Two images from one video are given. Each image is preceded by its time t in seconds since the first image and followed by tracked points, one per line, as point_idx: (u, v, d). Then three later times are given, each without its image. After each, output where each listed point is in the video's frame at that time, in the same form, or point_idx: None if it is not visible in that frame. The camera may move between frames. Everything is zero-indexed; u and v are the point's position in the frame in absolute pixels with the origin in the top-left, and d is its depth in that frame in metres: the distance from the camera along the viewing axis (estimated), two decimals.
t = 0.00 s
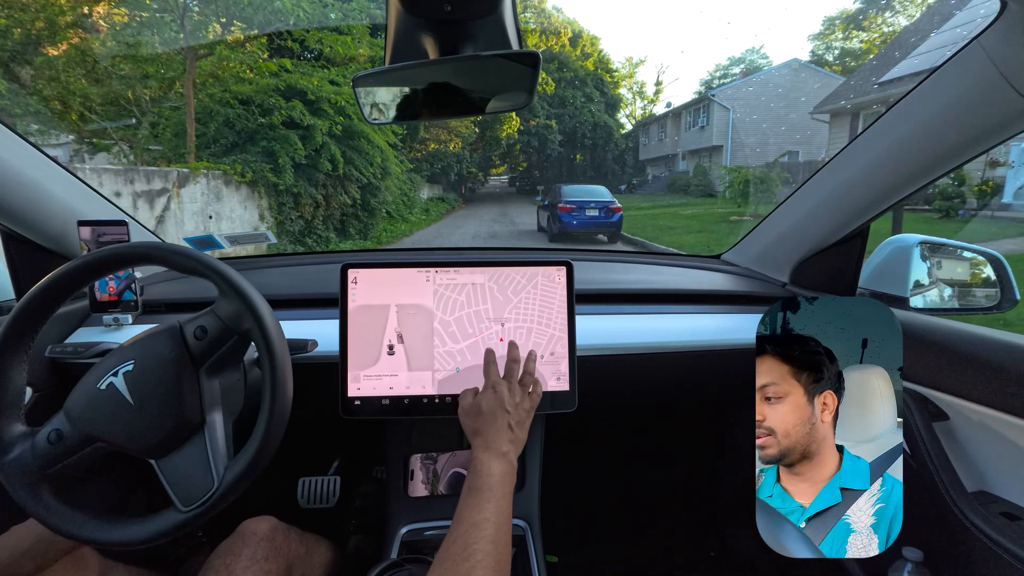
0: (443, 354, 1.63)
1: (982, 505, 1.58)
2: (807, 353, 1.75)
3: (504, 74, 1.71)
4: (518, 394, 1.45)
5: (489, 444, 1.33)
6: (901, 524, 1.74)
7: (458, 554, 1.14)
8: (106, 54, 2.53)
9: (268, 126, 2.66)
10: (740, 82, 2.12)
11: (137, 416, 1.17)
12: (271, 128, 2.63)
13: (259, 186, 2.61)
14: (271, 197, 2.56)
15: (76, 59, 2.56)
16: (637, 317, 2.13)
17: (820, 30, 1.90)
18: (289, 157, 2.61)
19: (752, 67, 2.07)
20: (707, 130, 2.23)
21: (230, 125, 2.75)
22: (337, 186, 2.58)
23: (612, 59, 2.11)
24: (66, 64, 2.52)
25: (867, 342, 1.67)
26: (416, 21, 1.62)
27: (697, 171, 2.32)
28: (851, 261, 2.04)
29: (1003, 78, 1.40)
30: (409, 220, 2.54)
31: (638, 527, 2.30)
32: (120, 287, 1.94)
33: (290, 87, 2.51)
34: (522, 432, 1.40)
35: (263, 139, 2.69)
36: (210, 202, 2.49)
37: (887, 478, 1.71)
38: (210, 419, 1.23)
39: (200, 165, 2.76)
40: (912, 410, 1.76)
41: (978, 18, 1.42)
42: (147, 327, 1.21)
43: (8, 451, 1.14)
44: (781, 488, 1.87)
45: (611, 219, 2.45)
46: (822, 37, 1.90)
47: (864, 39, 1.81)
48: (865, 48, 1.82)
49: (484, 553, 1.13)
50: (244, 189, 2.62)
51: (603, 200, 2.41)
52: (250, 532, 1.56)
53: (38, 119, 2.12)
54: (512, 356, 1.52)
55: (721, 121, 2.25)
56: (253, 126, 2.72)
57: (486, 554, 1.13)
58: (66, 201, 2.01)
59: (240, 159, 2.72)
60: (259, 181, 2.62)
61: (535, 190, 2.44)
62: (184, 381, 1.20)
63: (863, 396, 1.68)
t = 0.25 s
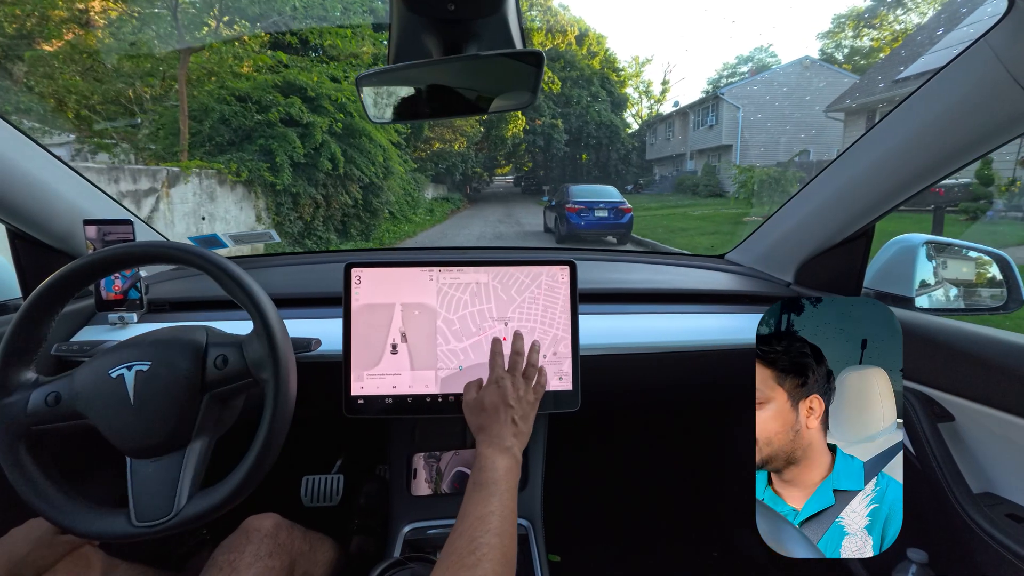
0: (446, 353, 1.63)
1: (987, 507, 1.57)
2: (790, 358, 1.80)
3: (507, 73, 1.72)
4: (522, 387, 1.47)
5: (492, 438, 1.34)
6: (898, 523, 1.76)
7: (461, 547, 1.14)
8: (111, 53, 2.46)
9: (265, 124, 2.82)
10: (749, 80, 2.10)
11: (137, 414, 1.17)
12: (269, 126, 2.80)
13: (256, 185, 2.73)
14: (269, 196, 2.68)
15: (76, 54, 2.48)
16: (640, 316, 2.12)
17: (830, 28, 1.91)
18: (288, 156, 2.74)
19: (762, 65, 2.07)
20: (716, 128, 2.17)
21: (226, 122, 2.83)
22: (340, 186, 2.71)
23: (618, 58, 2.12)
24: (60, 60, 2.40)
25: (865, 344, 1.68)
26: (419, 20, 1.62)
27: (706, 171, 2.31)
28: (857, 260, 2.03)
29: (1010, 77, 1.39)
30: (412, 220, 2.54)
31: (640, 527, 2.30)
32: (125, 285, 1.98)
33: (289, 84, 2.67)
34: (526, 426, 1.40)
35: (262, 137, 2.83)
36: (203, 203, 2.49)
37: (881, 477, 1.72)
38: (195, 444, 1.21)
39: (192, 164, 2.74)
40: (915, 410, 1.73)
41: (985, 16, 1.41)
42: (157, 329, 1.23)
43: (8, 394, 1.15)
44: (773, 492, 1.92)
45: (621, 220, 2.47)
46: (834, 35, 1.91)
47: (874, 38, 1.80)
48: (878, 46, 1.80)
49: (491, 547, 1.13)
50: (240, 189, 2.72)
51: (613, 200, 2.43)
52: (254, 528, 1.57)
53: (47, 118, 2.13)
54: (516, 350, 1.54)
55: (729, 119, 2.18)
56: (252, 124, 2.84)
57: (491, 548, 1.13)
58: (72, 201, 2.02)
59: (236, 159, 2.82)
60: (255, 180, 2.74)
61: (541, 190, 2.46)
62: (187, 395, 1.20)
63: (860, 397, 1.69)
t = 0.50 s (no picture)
0: (449, 353, 1.63)
1: (993, 509, 1.56)
2: (782, 362, 1.83)
3: (510, 73, 1.72)
4: (526, 395, 1.45)
5: (500, 444, 1.33)
6: (899, 526, 1.73)
7: (467, 549, 1.14)
8: (118, 51, 2.40)
9: (262, 122, 2.95)
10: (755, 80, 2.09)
11: (137, 413, 1.18)
12: (266, 124, 2.94)
13: (252, 185, 2.80)
14: (266, 196, 2.73)
15: (74, 52, 2.40)
16: (643, 316, 2.12)
17: (836, 27, 1.89)
18: (286, 155, 2.90)
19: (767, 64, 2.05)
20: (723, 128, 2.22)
21: (222, 121, 2.98)
22: (341, 186, 2.77)
23: (623, 58, 2.09)
24: (55, 57, 2.30)
25: (863, 344, 1.67)
26: (423, 20, 1.61)
27: (712, 171, 2.37)
28: (863, 261, 2.02)
29: (1016, 76, 1.37)
30: (415, 221, 2.53)
31: (643, 528, 2.29)
32: (131, 283, 2.01)
33: (286, 81, 2.71)
34: (531, 431, 1.40)
35: (258, 136, 2.99)
36: (197, 204, 2.55)
37: (879, 479, 1.69)
38: (190, 450, 1.21)
39: (184, 163, 2.85)
40: (920, 410, 1.73)
41: (992, 14, 1.40)
42: (165, 329, 1.23)
43: (17, 375, 1.16)
44: (771, 493, 1.90)
45: (628, 221, 2.46)
46: (842, 33, 1.88)
47: (882, 37, 1.79)
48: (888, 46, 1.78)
49: (496, 549, 1.13)
50: (236, 189, 2.78)
51: (620, 202, 2.44)
52: (258, 525, 1.57)
53: (48, 116, 2.12)
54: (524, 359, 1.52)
55: (736, 120, 2.22)
56: (248, 122, 2.97)
57: (496, 549, 1.13)
58: (80, 201, 2.04)
59: (232, 157, 2.98)
60: (251, 180, 2.81)
61: (546, 191, 2.49)
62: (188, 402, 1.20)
63: (858, 398, 1.67)
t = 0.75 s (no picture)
0: (451, 353, 1.63)
1: (998, 511, 1.55)
2: (780, 363, 1.81)
3: (513, 72, 1.71)
4: (527, 400, 1.46)
5: (508, 447, 1.33)
6: (898, 527, 1.73)
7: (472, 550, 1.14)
8: (122, 52, 2.39)
9: (260, 121, 2.83)
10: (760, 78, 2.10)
11: (141, 412, 1.18)
12: (265, 123, 2.83)
13: (249, 186, 2.73)
14: (263, 196, 2.68)
15: (73, 50, 2.29)
16: (646, 316, 2.12)
17: (842, 27, 1.90)
18: (285, 154, 2.78)
19: (772, 63, 2.06)
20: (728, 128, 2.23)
21: (219, 119, 2.89)
22: (341, 185, 2.70)
23: (626, 57, 2.11)
24: (54, 56, 2.18)
25: (864, 344, 1.68)
26: (426, 20, 1.61)
27: (717, 171, 2.32)
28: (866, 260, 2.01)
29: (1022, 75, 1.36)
30: (417, 221, 2.53)
31: (646, 529, 2.29)
32: (135, 283, 2.01)
33: (285, 78, 2.61)
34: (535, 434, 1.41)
35: (256, 135, 2.86)
36: (188, 204, 2.48)
37: (879, 480, 1.69)
38: (193, 450, 1.22)
39: (178, 163, 2.68)
40: (922, 411, 1.70)
41: (999, 13, 1.39)
42: (169, 329, 1.24)
43: (22, 374, 1.17)
44: (770, 494, 1.89)
45: (634, 222, 2.43)
46: (846, 33, 1.89)
47: (888, 35, 1.78)
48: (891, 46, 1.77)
49: (499, 551, 1.14)
50: (232, 189, 2.70)
51: (625, 203, 2.40)
52: (261, 523, 1.58)
53: (44, 113, 2.06)
54: (524, 364, 1.52)
55: (742, 120, 2.23)
56: (246, 121, 2.84)
57: (499, 550, 1.13)
58: (84, 200, 2.05)
59: (229, 156, 2.88)
60: (248, 180, 2.73)
61: (549, 191, 2.46)
62: (191, 402, 1.20)
63: (855, 397, 1.67)
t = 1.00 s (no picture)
0: (454, 353, 1.64)
1: (1003, 512, 1.54)
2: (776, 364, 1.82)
3: (515, 72, 1.71)
4: (524, 384, 1.45)
5: (502, 439, 1.32)
6: (899, 528, 1.73)
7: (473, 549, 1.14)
8: (127, 52, 2.35)
9: (258, 120, 2.84)
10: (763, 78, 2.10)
11: (145, 411, 1.19)
12: (262, 122, 2.84)
13: (247, 186, 2.75)
14: (260, 196, 2.73)
15: (70, 48, 2.19)
16: (649, 317, 2.11)
17: (846, 26, 1.90)
18: (284, 153, 2.81)
19: (776, 63, 2.05)
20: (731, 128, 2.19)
21: (216, 118, 2.83)
22: (341, 186, 2.72)
23: (629, 57, 2.10)
24: (51, 57, 2.09)
25: (864, 344, 1.68)
26: (428, 20, 1.61)
27: (721, 171, 2.31)
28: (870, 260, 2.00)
29: None
30: (418, 222, 2.55)
31: (648, 530, 2.28)
32: (138, 284, 2.02)
33: (284, 76, 2.65)
34: (530, 421, 1.40)
35: (254, 133, 2.87)
36: (186, 204, 2.49)
37: (878, 480, 1.69)
38: (196, 449, 1.22)
39: (173, 163, 2.60)
40: (927, 412, 1.69)
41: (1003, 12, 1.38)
42: (172, 328, 1.24)
43: (27, 373, 1.17)
44: (769, 494, 1.88)
45: (639, 222, 2.45)
46: (851, 32, 1.89)
47: (894, 35, 1.78)
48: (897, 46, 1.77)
49: (498, 547, 1.13)
50: (228, 189, 2.71)
51: (631, 203, 2.41)
52: (263, 521, 1.58)
53: (40, 110, 2.02)
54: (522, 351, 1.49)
55: (747, 120, 2.20)
56: (244, 120, 2.85)
57: (498, 546, 1.13)
58: (88, 200, 2.06)
59: (226, 156, 2.87)
60: (245, 180, 2.75)
61: (552, 191, 2.45)
62: (193, 401, 1.21)
63: (855, 397, 1.67)
